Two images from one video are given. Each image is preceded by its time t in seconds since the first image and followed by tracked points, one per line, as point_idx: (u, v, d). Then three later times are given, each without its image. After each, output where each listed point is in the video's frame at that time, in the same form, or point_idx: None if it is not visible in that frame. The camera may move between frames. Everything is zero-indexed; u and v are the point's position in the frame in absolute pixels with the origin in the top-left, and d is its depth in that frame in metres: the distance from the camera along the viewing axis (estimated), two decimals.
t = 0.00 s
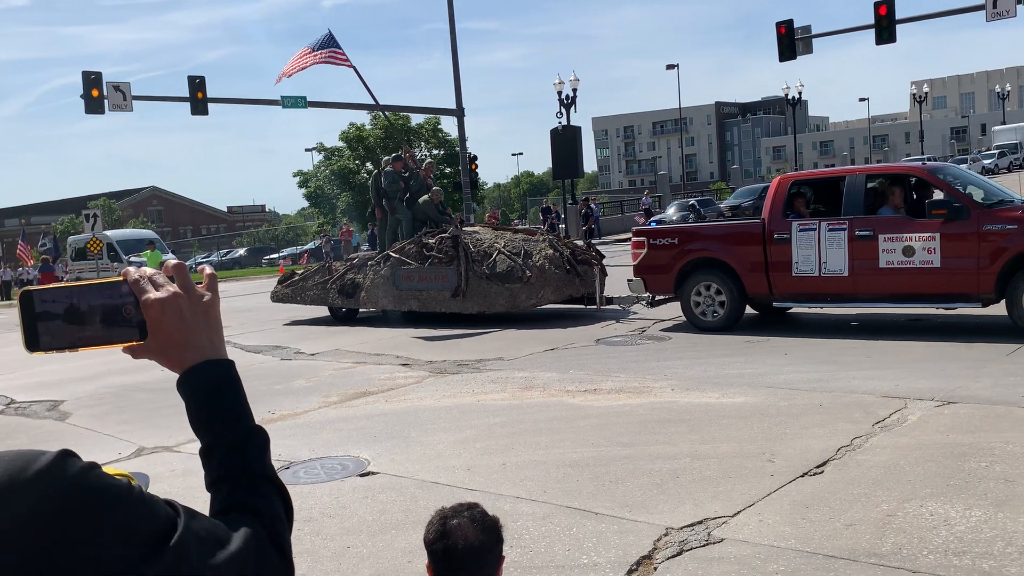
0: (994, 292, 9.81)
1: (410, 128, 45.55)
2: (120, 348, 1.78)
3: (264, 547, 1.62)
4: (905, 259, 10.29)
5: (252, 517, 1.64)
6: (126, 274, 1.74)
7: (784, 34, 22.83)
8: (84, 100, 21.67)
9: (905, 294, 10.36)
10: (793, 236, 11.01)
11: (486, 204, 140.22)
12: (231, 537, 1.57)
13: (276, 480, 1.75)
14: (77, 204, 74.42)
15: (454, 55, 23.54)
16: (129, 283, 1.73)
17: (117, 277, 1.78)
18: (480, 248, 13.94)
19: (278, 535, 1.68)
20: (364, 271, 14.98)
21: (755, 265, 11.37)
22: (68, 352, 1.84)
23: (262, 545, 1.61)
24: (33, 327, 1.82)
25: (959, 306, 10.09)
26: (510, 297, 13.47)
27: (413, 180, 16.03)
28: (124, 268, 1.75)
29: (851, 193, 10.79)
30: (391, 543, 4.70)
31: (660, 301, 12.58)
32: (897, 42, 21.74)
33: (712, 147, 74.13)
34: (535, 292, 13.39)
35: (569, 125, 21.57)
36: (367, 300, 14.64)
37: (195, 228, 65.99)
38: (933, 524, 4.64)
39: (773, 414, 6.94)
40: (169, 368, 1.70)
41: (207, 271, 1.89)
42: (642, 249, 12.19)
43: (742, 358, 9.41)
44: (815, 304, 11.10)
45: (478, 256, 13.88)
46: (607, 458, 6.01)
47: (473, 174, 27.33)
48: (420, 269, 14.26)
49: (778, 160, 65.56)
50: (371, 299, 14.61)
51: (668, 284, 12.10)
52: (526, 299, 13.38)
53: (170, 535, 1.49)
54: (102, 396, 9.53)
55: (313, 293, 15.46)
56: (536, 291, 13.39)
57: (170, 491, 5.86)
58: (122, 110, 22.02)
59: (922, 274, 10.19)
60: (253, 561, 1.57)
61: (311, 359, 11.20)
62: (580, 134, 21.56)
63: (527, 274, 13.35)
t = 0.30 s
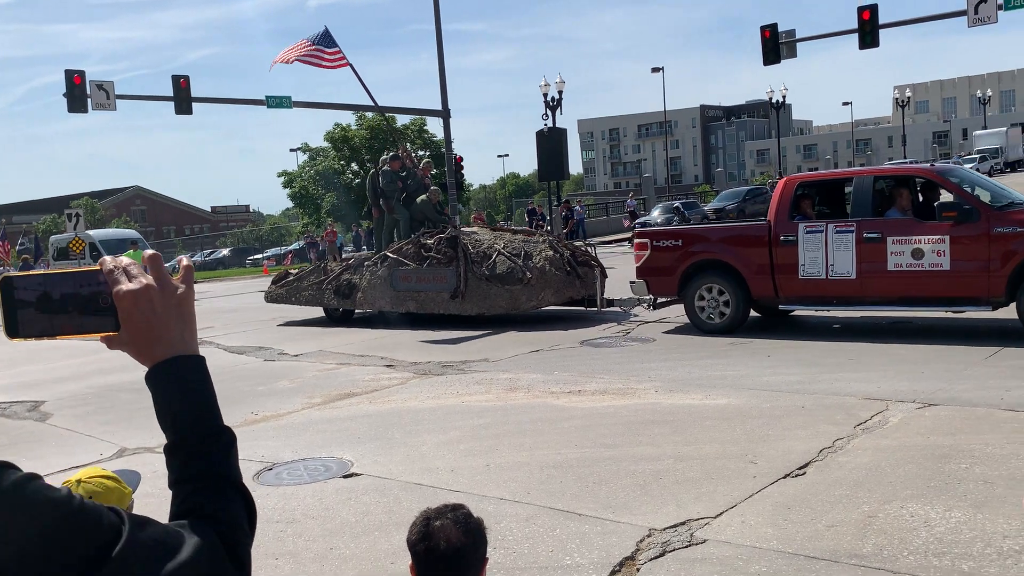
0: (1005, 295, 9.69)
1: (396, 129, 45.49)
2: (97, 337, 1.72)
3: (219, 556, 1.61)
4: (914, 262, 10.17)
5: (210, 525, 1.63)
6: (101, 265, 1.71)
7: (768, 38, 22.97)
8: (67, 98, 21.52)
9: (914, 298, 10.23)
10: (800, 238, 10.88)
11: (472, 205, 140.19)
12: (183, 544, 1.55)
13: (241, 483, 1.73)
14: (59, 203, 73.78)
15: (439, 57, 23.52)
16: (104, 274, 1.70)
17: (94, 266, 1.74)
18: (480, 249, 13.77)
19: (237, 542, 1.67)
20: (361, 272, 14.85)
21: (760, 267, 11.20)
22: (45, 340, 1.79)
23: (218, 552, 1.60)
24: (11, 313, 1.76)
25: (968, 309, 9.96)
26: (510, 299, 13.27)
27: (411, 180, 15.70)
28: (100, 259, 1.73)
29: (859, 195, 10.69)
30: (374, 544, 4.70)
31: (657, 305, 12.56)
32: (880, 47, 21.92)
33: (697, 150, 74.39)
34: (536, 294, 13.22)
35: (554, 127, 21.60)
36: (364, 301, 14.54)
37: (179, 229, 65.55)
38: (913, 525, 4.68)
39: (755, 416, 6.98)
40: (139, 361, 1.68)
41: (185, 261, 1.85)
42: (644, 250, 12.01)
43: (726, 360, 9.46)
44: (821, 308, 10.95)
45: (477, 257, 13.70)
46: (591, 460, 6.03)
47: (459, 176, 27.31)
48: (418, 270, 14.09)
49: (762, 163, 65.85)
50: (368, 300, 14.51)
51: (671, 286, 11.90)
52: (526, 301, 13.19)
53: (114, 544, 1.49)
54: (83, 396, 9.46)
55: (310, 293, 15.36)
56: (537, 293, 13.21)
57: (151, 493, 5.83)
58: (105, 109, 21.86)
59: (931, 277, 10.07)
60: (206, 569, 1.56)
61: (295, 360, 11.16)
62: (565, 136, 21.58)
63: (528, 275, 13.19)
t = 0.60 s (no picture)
0: (1017, 300, 9.50)
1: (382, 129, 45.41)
2: (54, 337, 1.73)
3: (148, 568, 1.57)
4: (925, 265, 9.98)
5: (146, 536, 1.61)
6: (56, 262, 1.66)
7: (753, 42, 23.08)
8: (51, 96, 21.37)
9: (924, 301, 10.05)
10: (808, 240, 10.68)
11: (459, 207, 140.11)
12: (112, 553, 1.52)
13: (186, 497, 1.71)
14: (41, 202, 73.21)
15: (426, 58, 23.49)
16: (58, 273, 1.64)
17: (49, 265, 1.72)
18: (480, 250, 13.67)
19: (172, 556, 1.64)
20: (358, 272, 14.76)
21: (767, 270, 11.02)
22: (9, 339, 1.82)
23: (148, 563, 1.58)
24: None
25: (979, 314, 9.77)
26: (511, 300, 13.15)
27: (409, 179, 15.53)
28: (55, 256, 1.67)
29: (869, 196, 10.50)
30: (358, 546, 4.68)
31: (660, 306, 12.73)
32: (865, 51, 22.06)
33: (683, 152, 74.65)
34: (537, 295, 13.08)
35: (541, 129, 21.63)
36: (362, 303, 14.47)
37: (163, 229, 65.16)
38: (895, 528, 4.71)
39: (739, 418, 7.00)
40: (88, 362, 1.63)
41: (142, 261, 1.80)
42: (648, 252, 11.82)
43: (710, 362, 9.49)
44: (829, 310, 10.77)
45: (478, 258, 13.59)
46: (576, 462, 6.03)
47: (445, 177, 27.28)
48: (417, 271, 13.96)
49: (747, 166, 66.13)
50: (366, 301, 14.44)
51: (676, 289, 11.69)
52: (527, 303, 13.08)
53: (34, 557, 1.41)
54: (65, 397, 9.39)
55: (306, 294, 15.28)
56: (538, 295, 13.08)
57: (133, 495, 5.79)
58: (89, 107, 21.72)
59: (942, 280, 9.88)
60: None
61: (279, 361, 11.12)
62: (551, 138, 21.69)
63: (529, 277, 13.07)
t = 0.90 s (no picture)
0: None
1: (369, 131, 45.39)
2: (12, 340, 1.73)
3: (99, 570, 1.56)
4: (937, 268, 9.92)
5: (99, 538, 1.60)
6: (14, 265, 1.66)
7: (740, 45, 23.17)
8: (35, 96, 21.23)
9: (936, 304, 10.00)
10: (819, 242, 10.61)
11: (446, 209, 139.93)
12: (62, 554, 1.50)
13: (143, 499, 1.70)
14: (25, 203, 72.62)
15: (413, 59, 23.46)
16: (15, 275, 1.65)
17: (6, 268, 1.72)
18: (482, 251, 13.56)
19: (126, 556, 1.62)
20: (357, 274, 14.67)
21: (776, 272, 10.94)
22: None
23: (101, 565, 1.56)
24: None
25: (992, 317, 9.71)
26: (513, 302, 13.12)
27: (408, 179, 15.51)
28: (13, 259, 1.68)
29: (879, 198, 10.49)
30: (344, 549, 4.67)
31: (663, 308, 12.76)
32: (850, 56, 22.19)
33: (670, 155, 74.84)
34: (540, 297, 13.04)
35: (528, 131, 21.66)
36: (361, 304, 14.40)
37: (148, 230, 64.75)
38: (879, 529, 4.74)
39: (724, 420, 7.03)
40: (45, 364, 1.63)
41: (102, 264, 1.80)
42: (655, 254, 11.73)
43: (696, 364, 9.52)
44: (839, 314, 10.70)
45: (480, 259, 13.51)
46: (562, 464, 6.04)
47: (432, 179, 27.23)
48: (418, 273, 13.87)
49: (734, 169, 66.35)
50: (365, 303, 14.37)
51: (683, 292, 11.61)
52: (530, 305, 13.04)
53: None
54: (47, 399, 9.32)
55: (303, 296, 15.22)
56: (541, 297, 13.03)
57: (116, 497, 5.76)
58: (74, 108, 21.58)
59: (955, 283, 9.83)
60: None
61: (265, 363, 11.08)
62: (538, 140, 21.79)
63: (532, 278, 12.99)
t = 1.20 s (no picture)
0: None
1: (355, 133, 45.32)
2: None
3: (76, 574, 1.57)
4: (949, 270, 9.82)
5: (76, 542, 1.60)
6: None
7: (725, 48, 23.27)
8: (18, 96, 21.08)
9: (948, 307, 9.89)
10: (829, 244, 10.53)
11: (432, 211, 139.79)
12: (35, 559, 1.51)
13: (122, 503, 1.69)
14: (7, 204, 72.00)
15: (399, 61, 23.43)
16: None
17: None
18: (483, 253, 13.52)
19: (103, 560, 1.62)
20: (356, 275, 14.62)
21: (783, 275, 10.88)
22: None
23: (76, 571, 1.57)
24: None
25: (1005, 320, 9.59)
26: (516, 304, 13.06)
27: (407, 179, 15.49)
28: None
29: (890, 198, 10.39)
30: (329, 551, 4.67)
31: (667, 311, 12.81)
32: (834, 59, 22.34)
33: (655, 158, 75.06)
34: (543, 299, 13.00)
35: (515, 133, 21.68)
36: (360, 306, 14.37)
37: (132, 232, 64.34)
38: (863, 530, 4.77)
39: (710, 421, 7.06)
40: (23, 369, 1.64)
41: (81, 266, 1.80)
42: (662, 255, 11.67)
43: (682, 366, 9.55)
44: (849, 316, 10.62)
45: (482, 261, 13.45)
46: (547, 465, 6.06)
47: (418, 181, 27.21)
48: (419, 275, 13.81)
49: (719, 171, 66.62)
50: (365, 304, 14.33)
51: (690, 294, 11.55)
52: (533, 306, 12.98)
53: None
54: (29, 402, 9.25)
55: (300, 298, 15.21)
56: (544, 298, 13.00)
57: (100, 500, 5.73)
58: (57, 108, 21.44)
59: (967, 286, 9.72)
60: None
61: (250, 365, 11.04)
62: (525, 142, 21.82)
63: (535, 280, 12.94)
